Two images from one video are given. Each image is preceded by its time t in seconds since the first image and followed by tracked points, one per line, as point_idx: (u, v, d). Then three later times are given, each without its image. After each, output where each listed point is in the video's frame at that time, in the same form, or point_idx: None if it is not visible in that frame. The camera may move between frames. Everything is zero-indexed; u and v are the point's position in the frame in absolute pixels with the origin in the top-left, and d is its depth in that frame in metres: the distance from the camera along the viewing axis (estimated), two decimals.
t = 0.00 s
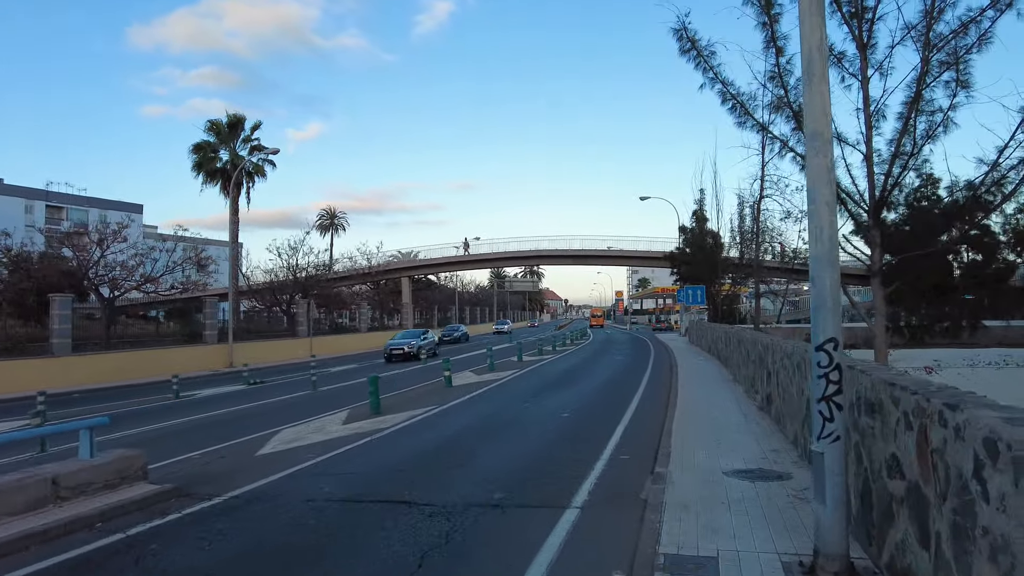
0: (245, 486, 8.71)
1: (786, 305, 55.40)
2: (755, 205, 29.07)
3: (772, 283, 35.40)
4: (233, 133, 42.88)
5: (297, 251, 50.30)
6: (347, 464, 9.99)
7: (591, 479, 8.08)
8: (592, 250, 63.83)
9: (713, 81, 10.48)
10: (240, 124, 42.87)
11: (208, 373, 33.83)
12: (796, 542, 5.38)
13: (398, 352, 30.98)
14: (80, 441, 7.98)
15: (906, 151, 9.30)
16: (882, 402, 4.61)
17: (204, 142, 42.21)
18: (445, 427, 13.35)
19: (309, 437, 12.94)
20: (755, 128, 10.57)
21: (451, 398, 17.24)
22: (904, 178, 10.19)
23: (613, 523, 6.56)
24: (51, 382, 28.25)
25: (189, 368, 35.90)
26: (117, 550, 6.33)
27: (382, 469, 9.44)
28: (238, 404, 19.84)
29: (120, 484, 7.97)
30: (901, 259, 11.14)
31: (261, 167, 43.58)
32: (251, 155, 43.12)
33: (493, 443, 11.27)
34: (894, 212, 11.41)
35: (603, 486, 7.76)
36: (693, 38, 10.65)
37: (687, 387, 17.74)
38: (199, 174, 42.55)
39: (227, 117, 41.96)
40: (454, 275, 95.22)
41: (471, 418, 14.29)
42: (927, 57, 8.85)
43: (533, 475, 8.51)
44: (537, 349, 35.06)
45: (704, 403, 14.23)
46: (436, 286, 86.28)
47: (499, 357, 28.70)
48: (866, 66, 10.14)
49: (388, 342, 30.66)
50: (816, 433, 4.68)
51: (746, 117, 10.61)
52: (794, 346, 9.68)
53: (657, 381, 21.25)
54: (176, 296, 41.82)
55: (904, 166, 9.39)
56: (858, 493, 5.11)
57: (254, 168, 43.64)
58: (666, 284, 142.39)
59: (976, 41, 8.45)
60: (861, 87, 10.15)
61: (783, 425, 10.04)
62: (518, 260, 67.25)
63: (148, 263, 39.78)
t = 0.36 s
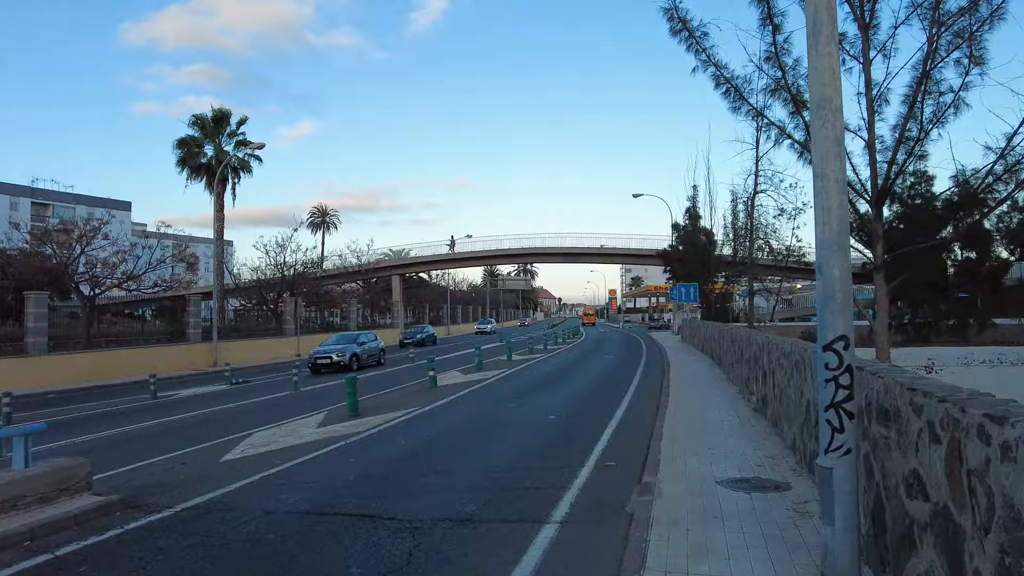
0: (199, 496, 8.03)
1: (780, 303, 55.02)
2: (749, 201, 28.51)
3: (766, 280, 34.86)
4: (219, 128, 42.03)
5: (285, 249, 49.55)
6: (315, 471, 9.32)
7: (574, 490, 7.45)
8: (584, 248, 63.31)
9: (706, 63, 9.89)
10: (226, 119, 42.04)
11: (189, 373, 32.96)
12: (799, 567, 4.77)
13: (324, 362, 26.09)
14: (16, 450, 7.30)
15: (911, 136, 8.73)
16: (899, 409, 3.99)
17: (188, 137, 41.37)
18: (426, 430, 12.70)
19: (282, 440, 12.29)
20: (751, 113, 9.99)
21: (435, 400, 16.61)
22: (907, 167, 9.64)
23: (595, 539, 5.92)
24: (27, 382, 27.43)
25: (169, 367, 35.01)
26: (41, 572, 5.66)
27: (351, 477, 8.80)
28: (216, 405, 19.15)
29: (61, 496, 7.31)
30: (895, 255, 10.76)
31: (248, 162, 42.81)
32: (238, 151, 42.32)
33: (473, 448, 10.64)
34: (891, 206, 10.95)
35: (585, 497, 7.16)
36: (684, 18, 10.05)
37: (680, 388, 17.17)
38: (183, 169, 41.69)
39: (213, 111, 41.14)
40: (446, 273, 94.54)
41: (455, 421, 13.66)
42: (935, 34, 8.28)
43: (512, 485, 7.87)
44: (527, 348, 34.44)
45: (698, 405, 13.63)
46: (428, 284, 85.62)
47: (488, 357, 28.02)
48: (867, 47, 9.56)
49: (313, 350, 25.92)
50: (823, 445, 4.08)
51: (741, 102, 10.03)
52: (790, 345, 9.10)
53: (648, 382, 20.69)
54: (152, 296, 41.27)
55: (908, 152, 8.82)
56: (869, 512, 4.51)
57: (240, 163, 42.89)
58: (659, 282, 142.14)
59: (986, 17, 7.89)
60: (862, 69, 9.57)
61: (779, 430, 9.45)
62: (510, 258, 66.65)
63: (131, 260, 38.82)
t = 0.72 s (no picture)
0: (152, 511, 7.39)
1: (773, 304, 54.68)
2: (743, 199, 28.02)
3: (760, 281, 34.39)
4: (205, 125, 41.18)
5: (274, 248, 48.82)
6: (284, 484, 8.68)
7: (559, 507, 6.86)
8: (577, 248, 62.83)
9: (701, 50, 9.36)
10: (212, 116, 41.21)
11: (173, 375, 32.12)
12: None
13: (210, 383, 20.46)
14: None
15: (918, 126, 8.17)
16: (926, 427, 3.43)
17: (173, 134, 40.51)
18: (408, 436, 12.12)
19: (254, 448, 11.67)
20: (748, 103, 9.46)
21: (420, 404, 16.01)
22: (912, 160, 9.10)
23: (580, 566, 5.32)
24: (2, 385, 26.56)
25: (154, 370, 33.93)
26: None
27: (319, 491, 8.19)
28: (193, 410, 18.46)
29: None
30: (894, 256, 10.33)
31: (235, 160, 42.08)
32: (224, 148, 41.57)
33: (453, 458, 10.03)
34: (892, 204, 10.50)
35: (571, 515, 6.60)
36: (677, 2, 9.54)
37: (672, 392, 16.64)
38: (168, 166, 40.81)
39: (199, 108, 40.34)
40: (438, 273, 93.86)
41: (439, 427, 13.08)
42: (944, 17, 7.73)
43: (491, 500, 7.28)
44: (518, 350, 33.84)
45: (691, 410, 13.10)
46: (420, 284, 84.93)
47: (478, 358, 27.41)
48: (872, 32, 9.02)
49: (197, 366, 20.43)
50: (839, 467, 3.54)
51: (737, 91, 9.51)
52: (789, 348, 8.57)
53: (640, 384, 20.17)
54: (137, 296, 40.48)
55: (916, 143, 8.25)
56: (889, 543, 3.92)
57: (227, 161, 42.16)
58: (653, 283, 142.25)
59: None
60: (866, 55, 9.01)
61: (779, 438, 8.91)
62: (502, 258, 66.11)
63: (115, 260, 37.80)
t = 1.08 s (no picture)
0: (89, 533, 6.69)
1: (767, 303, 54.19)
2: (738, 198, 27.47)
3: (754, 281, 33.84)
4: (189, 119, 40.10)
5: (260, 245, 47.90)
6: (245, 498, 8.02)
7: (541, 529, 6.23)
8: (570, 247, 62.20)
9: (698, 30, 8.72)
10: (196, 110, 40.16)
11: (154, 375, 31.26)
12: None
13: None
14: None
15: (932, 111, 7.53)
16: (975, 456, 2.83)
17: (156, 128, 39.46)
18: (389, 442, 11.47)
19: (220, 455, 10.96)
20: (748, 88, 8.83)
21: (404, 408, 15.34)
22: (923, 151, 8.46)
23: None
24: None
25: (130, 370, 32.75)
26: None
27: (279, 508, 7.50)
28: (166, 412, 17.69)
29: None
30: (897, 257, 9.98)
31: (220, 155, 41.08)
32: (210, 143, 40.60)
33: (430, 468, 9.38)
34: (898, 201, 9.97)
35: (551, 539, 5.94)
36: None
37: (663, 394, 16.08)
38: (151, 161, 39.74)
39: (183, 102, 39.32)
40: (430, 271, 92.95)
41: (422, 431, 12.44)
42: None
43: (464, 519, 6.60)
44: (508, 350, 33.13)
45: (684, 414, 12.49)
46: (412, 282, 84.06)
47: (466, 359, 26.72)
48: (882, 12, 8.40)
49: None
50: (871, 510, 3.33)
51: (737, 75, 8.87)
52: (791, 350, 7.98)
53: (631, 385, 19.57)
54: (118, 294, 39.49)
55: (931, 129, 7.60)
56: None
57: (212, 157, 41.22)
58: (646, 282, 141.87)
59: None
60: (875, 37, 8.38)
61: (779, 448, 8.28)
62: (494, 257, 65.39)
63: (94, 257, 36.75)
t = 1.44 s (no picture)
0: (11, 557, 6.01)
1: (759, 302, 53.81)
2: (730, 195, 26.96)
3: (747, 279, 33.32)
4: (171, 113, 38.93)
5: (245, 243, 47.03)
6: (198, 510, 7.41)
7: (514, 548, 5.65)
8: (561, 245, 61.60)
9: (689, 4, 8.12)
10: (178, 104, 38.99)
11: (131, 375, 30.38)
12: None
13: None
14: None
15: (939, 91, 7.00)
16: None
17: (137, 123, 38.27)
18: (363, 448, 10.82)
19: (180, 462, 10.26)
20: (743, 66, 8.25)
21: (383, 409, 14.69)
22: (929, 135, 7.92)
23: None
24: None
25: (109, 370, 31.91)
26: None
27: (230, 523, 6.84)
28: (135, 416, 16.93)
29: None
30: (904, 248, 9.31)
31: (203, 151, 40.07)
32: (193, 138, 39.57)
33: (401, 476, 8.75)
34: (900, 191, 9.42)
35: (524, 560, 5.36)
36: None
37: (653, 394, 15.54)
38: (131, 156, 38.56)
39: (165, 95, 38.21)
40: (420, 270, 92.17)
41: (400, 434, 11.81)
42: None
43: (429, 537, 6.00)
44: (497, 349, 32.45)
45: (675, 417, 11.92)
46: (402, 281, 83.29)
47: (452, 358, 26.03)
48: None
49: None
50: (916, 553, 2.94)
51: (731, 52, 8.28)
52: (789, 350, 7.42)
53: (621, 385, 19.02)
54: (98, 292, 38.54)
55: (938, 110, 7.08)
56: None
57: (194, 152, 40.19)
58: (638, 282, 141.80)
59: None
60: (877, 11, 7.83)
61: (776, 454, 7.73)
62: (484, 255, 64.72)
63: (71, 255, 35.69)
